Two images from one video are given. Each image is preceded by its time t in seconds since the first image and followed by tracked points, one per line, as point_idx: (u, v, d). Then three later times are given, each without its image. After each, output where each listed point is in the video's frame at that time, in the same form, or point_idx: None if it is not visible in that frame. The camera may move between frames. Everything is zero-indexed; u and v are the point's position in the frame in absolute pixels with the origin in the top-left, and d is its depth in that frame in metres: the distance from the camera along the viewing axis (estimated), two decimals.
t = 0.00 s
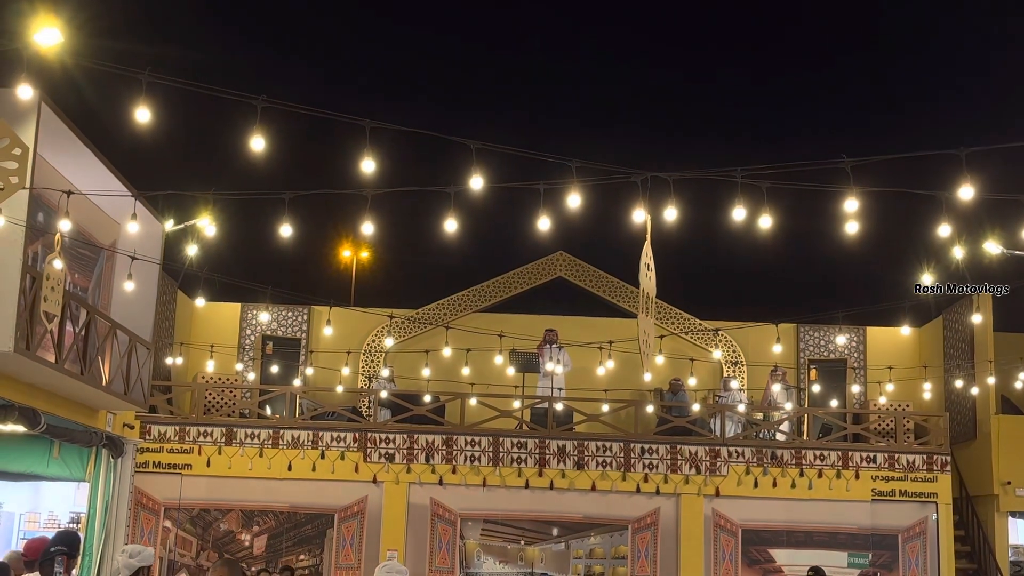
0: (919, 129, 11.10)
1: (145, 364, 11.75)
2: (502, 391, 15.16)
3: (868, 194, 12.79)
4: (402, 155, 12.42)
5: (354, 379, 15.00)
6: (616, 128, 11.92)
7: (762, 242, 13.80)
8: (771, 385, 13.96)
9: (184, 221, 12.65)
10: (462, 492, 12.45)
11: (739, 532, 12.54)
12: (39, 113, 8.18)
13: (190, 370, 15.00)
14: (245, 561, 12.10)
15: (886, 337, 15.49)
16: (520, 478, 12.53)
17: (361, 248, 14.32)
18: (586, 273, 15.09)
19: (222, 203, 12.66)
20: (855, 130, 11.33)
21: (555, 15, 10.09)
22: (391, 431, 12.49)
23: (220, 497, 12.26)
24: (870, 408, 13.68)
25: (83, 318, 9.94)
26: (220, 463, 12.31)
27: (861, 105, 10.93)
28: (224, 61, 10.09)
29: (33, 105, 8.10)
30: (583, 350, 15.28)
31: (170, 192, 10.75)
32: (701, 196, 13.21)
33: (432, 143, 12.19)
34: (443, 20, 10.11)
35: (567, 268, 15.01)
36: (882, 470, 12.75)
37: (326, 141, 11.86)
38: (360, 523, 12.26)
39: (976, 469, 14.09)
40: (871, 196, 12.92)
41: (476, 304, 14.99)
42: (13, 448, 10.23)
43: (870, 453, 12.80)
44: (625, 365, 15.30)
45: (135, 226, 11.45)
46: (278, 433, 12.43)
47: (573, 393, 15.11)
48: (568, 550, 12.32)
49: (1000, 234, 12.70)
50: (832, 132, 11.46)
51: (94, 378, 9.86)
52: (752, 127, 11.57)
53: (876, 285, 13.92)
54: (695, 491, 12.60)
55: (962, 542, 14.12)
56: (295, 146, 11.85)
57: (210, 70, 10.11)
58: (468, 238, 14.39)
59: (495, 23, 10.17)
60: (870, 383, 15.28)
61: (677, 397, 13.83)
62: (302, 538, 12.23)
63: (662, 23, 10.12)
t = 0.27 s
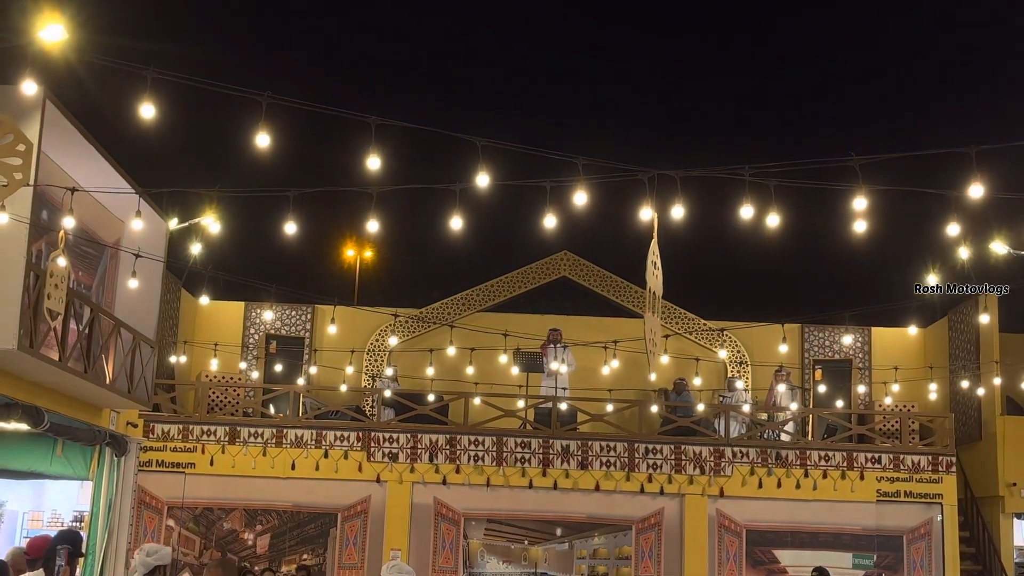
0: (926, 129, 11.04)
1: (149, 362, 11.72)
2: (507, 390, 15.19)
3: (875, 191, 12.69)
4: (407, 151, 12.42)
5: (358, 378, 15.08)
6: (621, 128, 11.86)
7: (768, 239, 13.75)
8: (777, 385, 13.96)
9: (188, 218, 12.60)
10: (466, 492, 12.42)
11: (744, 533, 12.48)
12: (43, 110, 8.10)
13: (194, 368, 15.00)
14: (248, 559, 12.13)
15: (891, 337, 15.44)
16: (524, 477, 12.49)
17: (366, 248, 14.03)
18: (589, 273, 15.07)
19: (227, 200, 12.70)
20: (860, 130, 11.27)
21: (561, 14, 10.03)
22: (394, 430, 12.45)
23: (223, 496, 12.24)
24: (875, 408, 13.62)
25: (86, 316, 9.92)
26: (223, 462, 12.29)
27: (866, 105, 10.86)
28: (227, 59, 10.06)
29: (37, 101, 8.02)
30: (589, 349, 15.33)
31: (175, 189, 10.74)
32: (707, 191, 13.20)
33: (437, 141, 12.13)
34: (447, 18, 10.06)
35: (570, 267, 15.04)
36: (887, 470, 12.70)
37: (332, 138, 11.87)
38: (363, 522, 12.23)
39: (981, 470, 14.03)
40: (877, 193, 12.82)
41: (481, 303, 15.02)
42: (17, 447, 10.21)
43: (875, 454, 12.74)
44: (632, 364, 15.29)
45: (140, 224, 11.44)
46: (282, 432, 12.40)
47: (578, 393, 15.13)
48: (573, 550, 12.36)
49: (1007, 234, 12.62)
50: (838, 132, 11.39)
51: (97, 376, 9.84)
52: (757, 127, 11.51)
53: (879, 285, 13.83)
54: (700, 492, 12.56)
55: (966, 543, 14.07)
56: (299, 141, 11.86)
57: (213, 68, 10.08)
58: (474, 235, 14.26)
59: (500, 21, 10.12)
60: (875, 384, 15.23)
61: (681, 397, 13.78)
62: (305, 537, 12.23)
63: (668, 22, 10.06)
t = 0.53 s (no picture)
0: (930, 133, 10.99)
1: (149, 363, 11.66)
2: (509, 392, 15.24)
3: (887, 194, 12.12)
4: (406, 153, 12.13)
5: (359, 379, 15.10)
6: (624, 131, 11.80)
7: (779, 242, 13.19)
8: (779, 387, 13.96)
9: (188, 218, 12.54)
10: (466, 494, 12.37)
11: (745, 536, 12.43)
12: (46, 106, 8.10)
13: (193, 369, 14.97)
14: (247, 562, 12.07)
15: (892, 340, 15.40)
16: (524, 480, 12.44)
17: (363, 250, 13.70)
18: (591, 274, 14.94)
19: (226, 200, 12.47)
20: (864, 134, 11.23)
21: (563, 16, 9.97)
22: (395, 432, 12.41)
23: (223, 497, 12.19)
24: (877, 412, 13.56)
25: (86, 317, 9.85)
26: (222, 463, 12.24)
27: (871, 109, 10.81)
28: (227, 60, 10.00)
29: (40, 97, 8.03)
30: (592, 351, 15.42)
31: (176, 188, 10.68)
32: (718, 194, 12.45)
33: (437, 143, 12.06)
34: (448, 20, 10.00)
35: (572, 269, 14.89)
36: (889, 474, 12.64)
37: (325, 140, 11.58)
38: (363, 525, 12.16)
39: (983, 473, 13.98)
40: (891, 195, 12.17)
41: (480, 305, 14.93)
42: (19, 447, 10.05)
43: (877, 457, 12.69)
44: (635, 365, 15.39)
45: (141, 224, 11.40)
46: (281, 434, 12.35)
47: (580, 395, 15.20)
48: (573, 553, 12.34)
49: (1010, 237, 12.56)
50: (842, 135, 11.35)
51: (97, 377, 9.78)
52: (760, 131, 11.46)
53: (877, 287, 13.76)
54: (701, 494, 12.51)
55: (968, 546, 14.03)
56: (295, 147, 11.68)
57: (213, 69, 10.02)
58: (477, 236, 13.79)
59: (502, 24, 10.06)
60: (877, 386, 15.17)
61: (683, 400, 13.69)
62: (304, 539, 12.19)
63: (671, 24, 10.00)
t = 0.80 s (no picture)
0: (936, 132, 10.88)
1: (150, 359, 11.59)
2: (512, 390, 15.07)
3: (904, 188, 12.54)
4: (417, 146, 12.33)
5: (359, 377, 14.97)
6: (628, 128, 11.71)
7: (793, 235, 13.56)
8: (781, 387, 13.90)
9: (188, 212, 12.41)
10: (467, 493, 12.30)
11: (747, 536, 12.37)
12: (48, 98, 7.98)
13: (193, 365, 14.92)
14: (246, 560, 12.08)
15: (894, 339, 15.27)
16: (526, 479, 12.36)
17: (360, 247, 14.03)
18: (592, 271, 14.91)
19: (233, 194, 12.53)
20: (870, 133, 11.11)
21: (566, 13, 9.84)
22: (395, 430, 12.33)
23: (222, 495, 12.11)
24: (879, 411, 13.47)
25: (87, 312, 9.79)
26: (221, 461, 12.16)
27: (877, 108, 10.69)
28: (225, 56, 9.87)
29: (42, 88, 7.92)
30: (598, 350, 15.31)
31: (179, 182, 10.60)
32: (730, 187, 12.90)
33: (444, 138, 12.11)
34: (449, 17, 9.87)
35: (573, 267, 14.87)
36: (892, 474, 12.56)
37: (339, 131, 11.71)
38: (363, 523, 12.10)
39: (985, 473, 13.91)
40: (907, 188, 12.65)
41: (480, 303, 14.82)
42: (18, 443, 10.14)
43: (880, 457, 12.60)
44: (640, 365, 15.29)
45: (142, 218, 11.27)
46: (281, 431, 12.26)
47: (585, 395, 15.10)
48: (574, 553, 12.29)
49: (1015, 236, 12.48)
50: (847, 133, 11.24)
51: (97, 373, 9.70)
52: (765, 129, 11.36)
53: (878, 285, 13.83)
54: (703, 494, 12.43)
55: (970, 547, 13.96)
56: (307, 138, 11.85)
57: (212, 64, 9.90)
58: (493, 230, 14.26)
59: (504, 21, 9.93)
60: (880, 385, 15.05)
61: (684, 398, 13.65)
62: (304, 537, 12.12)
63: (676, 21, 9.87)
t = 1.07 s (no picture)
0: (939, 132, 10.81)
1: (147, 357, 11.51)
2: (512, 389, 15.07)
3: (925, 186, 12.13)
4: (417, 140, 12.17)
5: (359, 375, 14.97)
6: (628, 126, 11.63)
7: (809, 231, 13.20)
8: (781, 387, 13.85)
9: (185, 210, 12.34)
10: (465, 492, 12.23)
11: (747, 536, 12.30)
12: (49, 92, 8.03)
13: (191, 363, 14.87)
14: (243, 560, 11.97)
15: (893, 339, 15.20)
16: (525, 478, 12.29)
17: (353, 246, 13.78)
18: (591, 271, 14.86)
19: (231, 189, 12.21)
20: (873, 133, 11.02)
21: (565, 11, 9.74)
22: (393, 429, 12.25)
23: (218, 495, 12.02)
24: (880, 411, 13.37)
25: (84, 310, 9.70)
26: (218, 459, 12.08)
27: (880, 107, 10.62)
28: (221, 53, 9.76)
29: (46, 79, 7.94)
30: (602, 348, 15.30)
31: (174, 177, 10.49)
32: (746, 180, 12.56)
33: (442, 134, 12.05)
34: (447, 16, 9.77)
35: (572, 265, 14.81)
36: (893, 474, 12.50)
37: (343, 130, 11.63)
38: (361, 523, 12.03)
39: (985, 474, 13.86)
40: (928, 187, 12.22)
41: (477, 302, 14.77)
42: (12, 442, 10.13)
43: (880, 457, 12.54)
44: (646, 362, 15.31)
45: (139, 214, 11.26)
46: (279, 430, 12.18)
47: (587, 394, 14.99)
48: (574, 553, 12.21)
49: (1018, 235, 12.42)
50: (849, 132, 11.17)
51: (95, 370, 9.63)
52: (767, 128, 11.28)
53: (880, 282, 13.59)
54: (703, 493, 12.36)
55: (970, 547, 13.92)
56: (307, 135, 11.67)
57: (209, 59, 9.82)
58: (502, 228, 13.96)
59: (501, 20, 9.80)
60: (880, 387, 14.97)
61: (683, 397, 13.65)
62: (301, 537, 12.03)
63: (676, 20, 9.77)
